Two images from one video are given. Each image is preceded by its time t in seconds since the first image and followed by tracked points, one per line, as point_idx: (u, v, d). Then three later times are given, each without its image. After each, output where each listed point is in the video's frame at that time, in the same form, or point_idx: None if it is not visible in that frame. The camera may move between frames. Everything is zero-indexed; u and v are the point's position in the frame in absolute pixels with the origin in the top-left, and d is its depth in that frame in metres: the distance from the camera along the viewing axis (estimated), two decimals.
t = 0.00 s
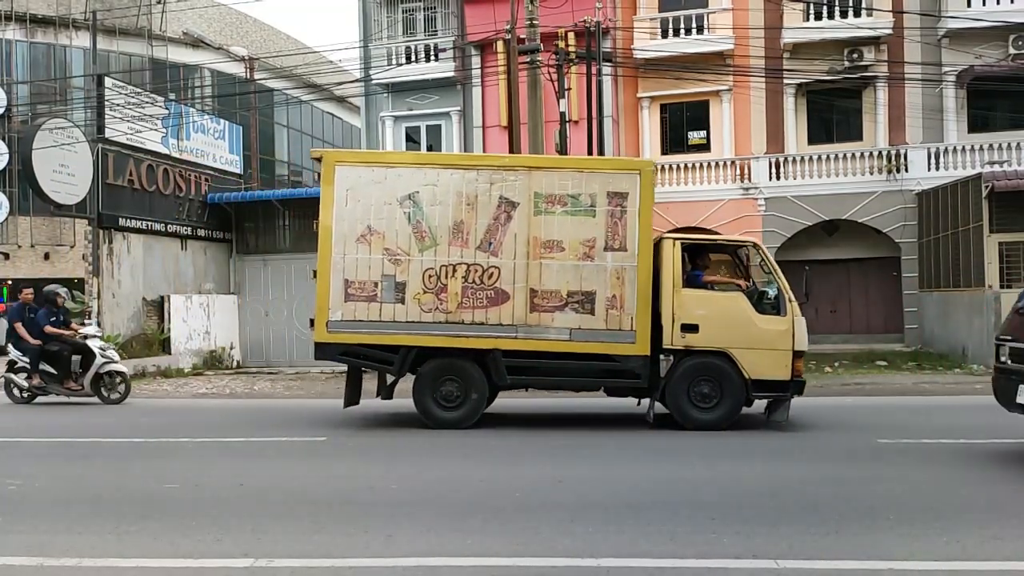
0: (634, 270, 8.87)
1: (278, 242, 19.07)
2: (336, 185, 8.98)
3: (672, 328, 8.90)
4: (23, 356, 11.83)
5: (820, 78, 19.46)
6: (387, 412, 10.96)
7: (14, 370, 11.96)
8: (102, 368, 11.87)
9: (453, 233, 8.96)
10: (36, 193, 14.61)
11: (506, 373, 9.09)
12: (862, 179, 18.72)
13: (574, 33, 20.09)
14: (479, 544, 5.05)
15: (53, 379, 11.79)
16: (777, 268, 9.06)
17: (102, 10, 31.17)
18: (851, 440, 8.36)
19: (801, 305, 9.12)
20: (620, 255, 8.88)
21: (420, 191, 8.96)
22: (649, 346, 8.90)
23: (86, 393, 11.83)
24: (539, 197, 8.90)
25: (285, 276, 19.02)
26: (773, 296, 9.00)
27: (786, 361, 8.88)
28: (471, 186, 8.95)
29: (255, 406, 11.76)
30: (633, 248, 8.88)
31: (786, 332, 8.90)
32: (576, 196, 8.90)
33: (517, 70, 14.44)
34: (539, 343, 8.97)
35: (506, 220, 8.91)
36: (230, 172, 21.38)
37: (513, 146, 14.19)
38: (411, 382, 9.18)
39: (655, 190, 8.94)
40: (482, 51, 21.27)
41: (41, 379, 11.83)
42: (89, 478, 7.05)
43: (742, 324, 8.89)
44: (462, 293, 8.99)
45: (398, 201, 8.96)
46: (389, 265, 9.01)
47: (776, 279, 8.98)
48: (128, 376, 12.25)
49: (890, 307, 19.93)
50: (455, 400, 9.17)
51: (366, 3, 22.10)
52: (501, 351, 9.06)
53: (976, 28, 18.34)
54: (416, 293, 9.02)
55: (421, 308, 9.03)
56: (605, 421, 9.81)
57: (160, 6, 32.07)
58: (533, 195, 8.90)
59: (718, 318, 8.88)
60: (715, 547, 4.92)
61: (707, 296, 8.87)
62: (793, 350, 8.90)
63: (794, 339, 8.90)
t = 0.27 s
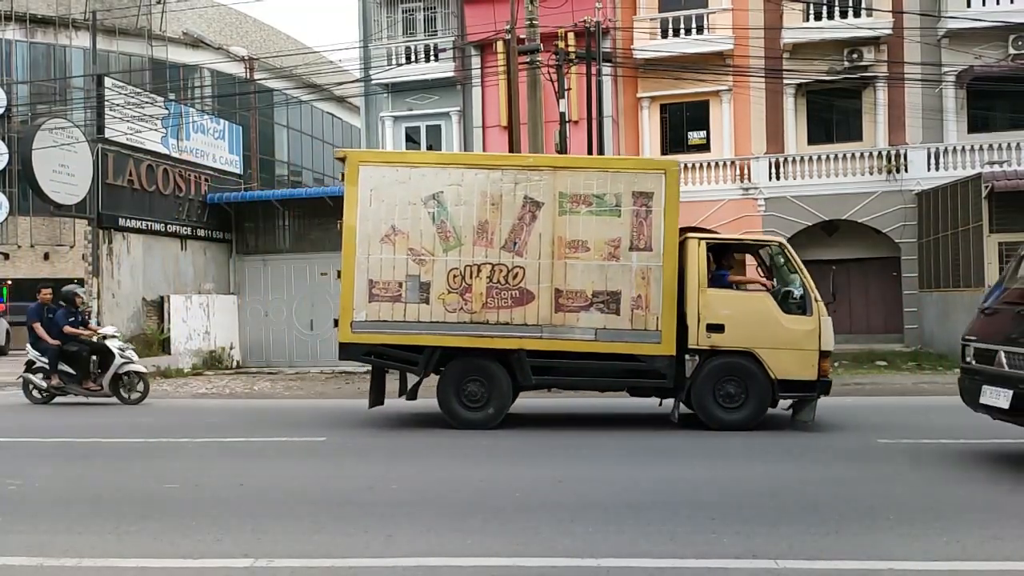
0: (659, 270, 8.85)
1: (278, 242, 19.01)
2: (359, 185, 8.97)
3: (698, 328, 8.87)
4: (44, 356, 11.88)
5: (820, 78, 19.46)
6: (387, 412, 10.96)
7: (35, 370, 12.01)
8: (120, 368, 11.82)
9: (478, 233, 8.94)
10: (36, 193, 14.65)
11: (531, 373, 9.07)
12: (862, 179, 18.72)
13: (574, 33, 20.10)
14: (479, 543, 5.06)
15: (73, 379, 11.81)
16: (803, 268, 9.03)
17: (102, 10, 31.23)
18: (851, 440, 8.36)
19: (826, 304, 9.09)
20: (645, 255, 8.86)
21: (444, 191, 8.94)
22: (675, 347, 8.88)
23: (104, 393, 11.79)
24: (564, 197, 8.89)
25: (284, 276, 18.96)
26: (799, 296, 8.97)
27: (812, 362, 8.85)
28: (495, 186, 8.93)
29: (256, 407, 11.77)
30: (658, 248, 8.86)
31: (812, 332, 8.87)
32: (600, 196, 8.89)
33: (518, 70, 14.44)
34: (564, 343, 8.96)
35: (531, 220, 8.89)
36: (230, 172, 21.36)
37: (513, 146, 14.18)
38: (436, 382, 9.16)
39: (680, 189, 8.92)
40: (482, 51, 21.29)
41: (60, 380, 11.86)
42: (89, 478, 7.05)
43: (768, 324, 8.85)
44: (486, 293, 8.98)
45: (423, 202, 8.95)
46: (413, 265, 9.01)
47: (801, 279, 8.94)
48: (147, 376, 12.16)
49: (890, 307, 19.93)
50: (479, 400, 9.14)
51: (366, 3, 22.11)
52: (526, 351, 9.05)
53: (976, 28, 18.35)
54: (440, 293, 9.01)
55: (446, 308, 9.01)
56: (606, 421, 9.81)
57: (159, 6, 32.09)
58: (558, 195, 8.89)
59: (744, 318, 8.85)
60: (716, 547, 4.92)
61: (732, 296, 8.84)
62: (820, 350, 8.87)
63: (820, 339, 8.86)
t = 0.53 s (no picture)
0: (684, 269, 8.84)
1: (277, 242, 18.96)
2: (383, 185, 8.97)
3: (723, 328, 8.85)
4: (62, 357, 11.82)
5: (820, 78, 19.46)
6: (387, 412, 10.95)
7: (53, 371, 11.94)
8: (140, 368, 11.79)
9: (502, 233, 8.94)
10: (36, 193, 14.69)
11: (556, 373, 9.06)
12: (862, 179, 18.72)
13: (574, 33, 20.11)
14: (479, 544, 5.06)
15: (91, 379, 11.75)
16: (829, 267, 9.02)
17: (102, 10, 31.26)
18: (852, 441, 8.35)
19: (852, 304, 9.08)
20: (671, 254, 8.85)
21: (469, 191, 8.94)
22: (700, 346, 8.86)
23: (124, 393, 11.75)
24: (589, 196, 8.89)
25: (284, 276, 18.86)
26: (825, 295, 8.96)
27: (839, 361, 8.84)
28: (520, 186, 8.92)
29: (256, 407, 11.76)
30: (684, 247, 8.85)
31: (839, 332, 8.86)
32: (625, 196, 8.88)
33: (518, 70, 14.43)
34: (589, 343, 8.95)
35: (556, 219, 8.88)
36: (229, 172, 21.35)
37: (513, 146, 14.17)
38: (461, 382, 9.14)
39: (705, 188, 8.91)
40: (482, 51, 21.28)
41: (79, 380, 11.80)
42: (89, 478, 7.04)
43: (794, 323, 8.84)
44: (511, 293, 8.96)
45: (447, 202, 8.95)
46: (438, 265, 9.01)
47: (827, 279, 8.94)
48: (166, 377, 12.15)
49: (890, 307, 19.98)
50: (503, 401, 9.12)
51: (366, 3, 22.12)
52: (551, 351, 9.03)
53: (976, 28, 18.35)
54: (465, 294, 9.00)
55: (470, 308, 9.00)
56: (607, 421, 9.81)
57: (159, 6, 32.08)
58: (582, 194, 8.88)
59: (770, 317, 8.84)
60: (715, 547, 4.92)
61: (758, 295, 8.83)
62: (846, 349, 8.86)
63: (847, 338, 8.85)
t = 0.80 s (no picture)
0: (710, 269, 8.84)
1: (278, 242, 18.95)
2: (407, 185, 8.96)
3: (750, 327, 8.86)
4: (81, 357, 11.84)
5: (820, 78, 19.45)
6: (387, 412, 10.94)
7: (72, 371, 11.96)
8: (159, 368, 11.81)
9: (527, 232, 8.94)
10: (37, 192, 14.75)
11: (582, 373, 9.04)
12: (862, 179, 18.71)
13: (574, 33, 20.11)
14: (479, 543, 5.06)
15: (111, 379, 11.78)
16: (856, 266, 9.03)
17: (102, 10, 31.30)
18: (852, 440, 8.35)
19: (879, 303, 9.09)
20: (696, 254, 8.85)
21: (494, 191, 8.94)
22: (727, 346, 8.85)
23: (143, 393, 11.75)
24: (614, 196, 8.88)
25: (284, 276, 18.86)
26: (851, 294, 8.97)
27: (865, 361, 8.85)
28: (545, 186, 8.92)
29: (257, 406, 11.76)
30: (709, 247, 8.84)
31: (866, 331, 8.87)
32: (651, 195, 8.88)
33: (518, 70, 14.42)
34: (615, 343, 8.93)
35: (581, 219, 8.88)
36: (229, 172, 21.34)
37: (513, 146, 14.16)
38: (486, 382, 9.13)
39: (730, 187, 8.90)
40: (482, 51, 21.27)
41: (98, 380, 11.83)
42: (90, 478, 7.04)
43: (820, 323, 8.86)
44: (536, 293, 8.95)
45: (471, 201, 8.95)
46: (462, 265, 9.00)
47: (854, 278, 8.95)
48: (185, 376, 12.13)
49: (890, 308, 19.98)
50: (529, 400, 9.10)
51: (366, 3, 22.13)
52: (577, 351, 9.02)
53: (976, 28, 18.35)
54: (490, 294, 8.99)
55: (496, 308, 8.99)
56: (607, 421, 9.80)
57: (159, 6, 32.09)
58: (607, 194, 8.88)
59: (796, 317, 8.85)
60: (715, 547, 4.92)
61: (784, 295, 8.84)
62: (872, 349, 8.87)
63: (874, 338, 8.86)
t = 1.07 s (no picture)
0: (736, 269, 8.85)
1: (278, 242, 18.95)
2: (432, 185, 8.98)
3: (776, 326, 8.90)
4: (101, 356, 11.82)
5: (820, 78, 19.44)
6: (388, 412, 10.93)
7: (91, 370, 11.94)
8: (179, 368, 11.80)
9: (553, 232, 8.94)
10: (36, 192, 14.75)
11: (607, 373, 9.01)
12: (862, 179, 18.69)
13: (574, 33, 20.11)
14: (479, 543, 5.05)
15: (131, 379, 11.76)
16: (881, 265, 9.11)
17: (102, 10, 31.33)
18: (853, 440, 8.35)
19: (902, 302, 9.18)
20: (722, 253, 8.86)
21: (519, 190, 8.95)
22: (753, 346, 8.86)
23: (163, 392, 11.75)
24: (639, 195, 8.88)
25: (284, 276, 18.87)
26: (877, 293, 9.04)
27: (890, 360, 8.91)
28: (570, 185, 8.93)
29: (258, 406, 11.75)
30: (735, 246, 8.85)
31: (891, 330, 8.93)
32: (676, 194, 8.87)
33: (518, 70, 14.42)
34: (640, 343, 8.92)
35: (607, 219, 8.89)
36: (229, 172, 21.33)
37: (513, 146, 14.15)
38: (511, 383, 9.09)
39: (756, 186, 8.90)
40: (482, 51, 21.25)
41: (118, 379, 11.81)
42: (89, 478, 7.03)
43: (846, 322, 8.92)
44: (562, 293, 8.95)
45: (496, 201, 8.96)
46: (487, 265, 9.00)
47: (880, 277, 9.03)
48: (205, 376, 12.13)
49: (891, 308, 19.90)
50: (554, 400, 9.06)
51: (366, 3, 22.13)
52: (602, 350, 9.01)
53: (976, 27, 18.35)
54: (516, 294, 8.99)
55: (521, 308, 8.99)
56: (608, 421, 9.79)
57: (159, 6, 32.09)
58: (633, 194, 8.88)
59: (822, 316, 8.90)
60: (715, 547, 4.92)
61: (811, 294, 8.90)
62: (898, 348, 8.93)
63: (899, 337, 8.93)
